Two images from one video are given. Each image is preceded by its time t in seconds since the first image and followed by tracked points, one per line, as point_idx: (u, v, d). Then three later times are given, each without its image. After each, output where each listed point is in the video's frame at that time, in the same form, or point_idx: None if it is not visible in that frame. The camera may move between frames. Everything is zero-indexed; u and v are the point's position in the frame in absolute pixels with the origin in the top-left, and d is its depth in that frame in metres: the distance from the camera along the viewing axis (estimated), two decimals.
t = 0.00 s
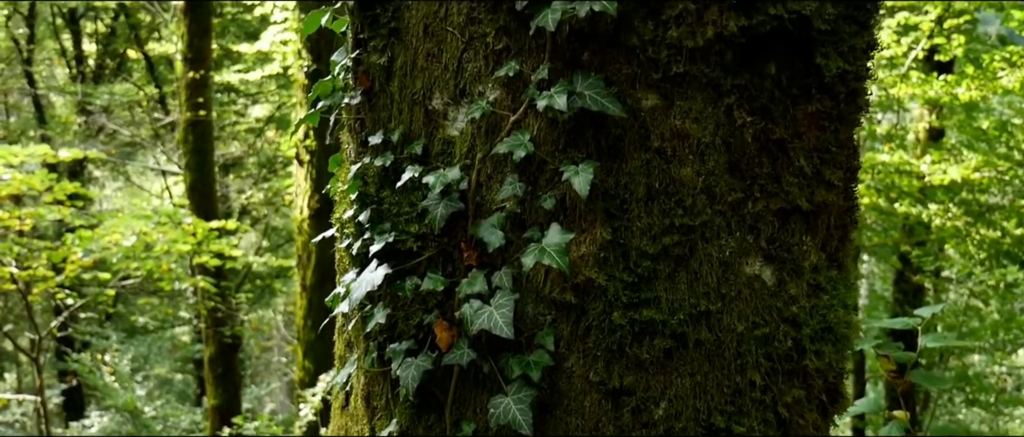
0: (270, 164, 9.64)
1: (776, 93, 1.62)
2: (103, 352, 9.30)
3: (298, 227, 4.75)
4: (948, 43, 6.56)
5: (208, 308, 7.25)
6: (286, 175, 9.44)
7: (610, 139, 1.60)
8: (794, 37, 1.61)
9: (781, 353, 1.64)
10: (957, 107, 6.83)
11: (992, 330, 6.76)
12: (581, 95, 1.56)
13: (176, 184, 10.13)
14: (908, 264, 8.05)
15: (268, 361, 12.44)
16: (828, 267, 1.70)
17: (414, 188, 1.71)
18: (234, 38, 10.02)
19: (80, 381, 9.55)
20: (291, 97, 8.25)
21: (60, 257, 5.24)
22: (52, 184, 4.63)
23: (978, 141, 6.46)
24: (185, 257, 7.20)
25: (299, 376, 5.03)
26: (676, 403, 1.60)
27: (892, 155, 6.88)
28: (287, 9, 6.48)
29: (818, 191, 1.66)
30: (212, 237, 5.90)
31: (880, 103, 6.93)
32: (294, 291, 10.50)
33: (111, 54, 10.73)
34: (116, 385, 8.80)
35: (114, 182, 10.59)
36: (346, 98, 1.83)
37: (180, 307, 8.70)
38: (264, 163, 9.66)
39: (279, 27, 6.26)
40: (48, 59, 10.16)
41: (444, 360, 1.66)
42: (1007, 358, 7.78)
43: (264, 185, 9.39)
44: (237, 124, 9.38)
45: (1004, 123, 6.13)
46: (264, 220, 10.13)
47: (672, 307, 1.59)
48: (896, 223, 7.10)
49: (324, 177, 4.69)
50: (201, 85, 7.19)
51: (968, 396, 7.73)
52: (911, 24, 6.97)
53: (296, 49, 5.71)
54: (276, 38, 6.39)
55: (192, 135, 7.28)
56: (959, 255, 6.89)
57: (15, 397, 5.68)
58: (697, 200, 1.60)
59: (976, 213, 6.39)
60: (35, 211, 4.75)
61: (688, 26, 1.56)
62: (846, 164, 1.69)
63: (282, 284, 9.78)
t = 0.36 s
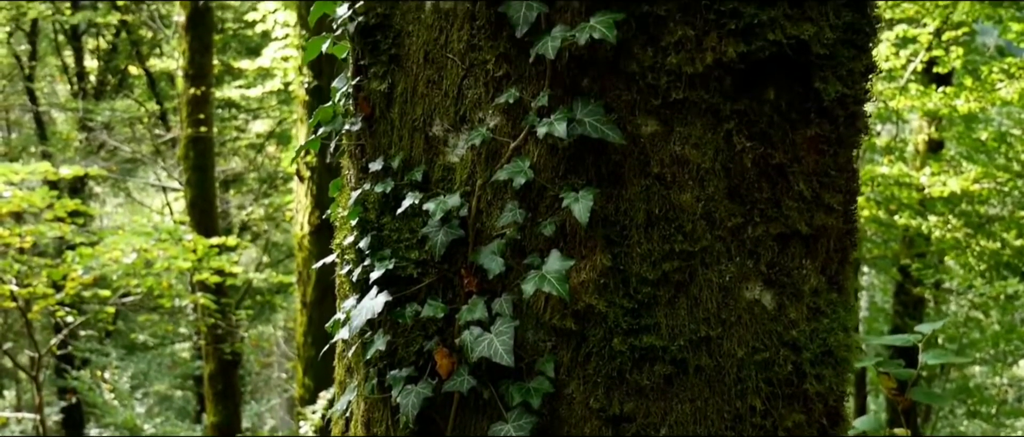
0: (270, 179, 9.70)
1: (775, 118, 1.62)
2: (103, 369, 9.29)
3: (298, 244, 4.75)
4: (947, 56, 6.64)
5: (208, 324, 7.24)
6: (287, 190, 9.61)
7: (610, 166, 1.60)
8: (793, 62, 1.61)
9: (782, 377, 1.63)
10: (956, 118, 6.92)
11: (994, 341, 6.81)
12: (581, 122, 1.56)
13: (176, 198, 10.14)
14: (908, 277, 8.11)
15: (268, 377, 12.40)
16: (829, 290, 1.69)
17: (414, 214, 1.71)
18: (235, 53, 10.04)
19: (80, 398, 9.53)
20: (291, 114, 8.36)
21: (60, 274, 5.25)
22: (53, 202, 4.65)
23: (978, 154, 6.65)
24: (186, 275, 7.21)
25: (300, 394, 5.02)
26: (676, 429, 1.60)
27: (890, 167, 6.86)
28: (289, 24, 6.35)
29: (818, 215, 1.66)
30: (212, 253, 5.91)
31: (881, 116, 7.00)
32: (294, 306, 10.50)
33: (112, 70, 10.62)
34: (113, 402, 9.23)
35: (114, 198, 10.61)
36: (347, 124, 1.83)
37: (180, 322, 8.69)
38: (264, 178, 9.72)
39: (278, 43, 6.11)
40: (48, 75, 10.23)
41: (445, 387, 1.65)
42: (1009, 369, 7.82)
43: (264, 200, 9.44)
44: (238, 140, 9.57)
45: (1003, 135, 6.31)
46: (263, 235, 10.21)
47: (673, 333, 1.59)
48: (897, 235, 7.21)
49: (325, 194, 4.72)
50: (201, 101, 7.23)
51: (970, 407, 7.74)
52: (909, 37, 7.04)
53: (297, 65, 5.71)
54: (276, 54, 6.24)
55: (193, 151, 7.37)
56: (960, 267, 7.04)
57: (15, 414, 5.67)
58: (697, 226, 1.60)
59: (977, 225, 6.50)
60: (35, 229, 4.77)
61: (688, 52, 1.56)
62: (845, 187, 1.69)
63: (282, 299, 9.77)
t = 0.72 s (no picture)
0: (270, 199, 9.93)
1: (775, 148, 1.61)
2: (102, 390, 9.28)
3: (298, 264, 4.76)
4: (946, 77, 6.70)
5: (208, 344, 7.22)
6: (287, 210, 9.72)
7: (610, 195, 1.60)
8: (793, 91, 1.61)
9: (783, 408, 1.62)
10: (956, 139, 7.04)
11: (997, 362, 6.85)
12: (581, 152, 1.55)
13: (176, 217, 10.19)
14: (910, 298, 8.18)
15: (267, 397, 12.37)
16: (830, 319, 1.68)
17: (414, 243, 1.70)
18: (235, 73, 10.23)
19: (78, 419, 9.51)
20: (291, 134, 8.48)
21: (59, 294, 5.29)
22: (53, 221, 4.70)
23: (978, 175, 6.78)
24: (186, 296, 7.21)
25: (299, 416, 5.01)
26: None
27: (890, 187, 6.84)
28: (288, 46, 6.48)
29: (819, 244, 1.65)
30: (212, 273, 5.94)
31: (881, 137, 7.07)
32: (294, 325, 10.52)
33: (114, 89, 10.93)
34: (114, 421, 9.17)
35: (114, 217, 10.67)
36: (347, 153, 1.82)
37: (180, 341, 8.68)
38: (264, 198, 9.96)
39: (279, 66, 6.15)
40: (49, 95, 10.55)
41: (445, 417, 1.64)
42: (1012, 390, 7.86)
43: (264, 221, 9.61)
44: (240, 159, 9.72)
45: (1004, 156, 6.47)
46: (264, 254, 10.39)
47: (674, 363, 1.59)
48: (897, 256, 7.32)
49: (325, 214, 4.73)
50: (202, 121, 7.28)
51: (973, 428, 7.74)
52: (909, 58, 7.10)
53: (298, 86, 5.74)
54: (277, 75, 6.37)
55: (194, 171, 7.43)
56: (960, 288, 7.18)
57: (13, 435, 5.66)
58: (697, 255, 1.59)
59: (978, 245, 6.59)
60: (36, 248, 4.83)
61: (688, 83, 1.56)
62: (845, 216, 1.68)
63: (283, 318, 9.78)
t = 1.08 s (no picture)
0: (269, 218, 10.21)
1: (775, 178, 1.61)
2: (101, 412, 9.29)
3: (298, 285, 4.79)
4: (942, 97, 6.80)
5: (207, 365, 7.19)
6: (286, 231, 9.73)
7: (610, 227, 1.59)
8: (792, 123, 1.60)
9: None
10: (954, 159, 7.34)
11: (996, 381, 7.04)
12: (581, 184, 1.55)
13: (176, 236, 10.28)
14: (909, 317, 8.48)
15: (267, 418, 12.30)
16: (830, 348, 1.67)
17: (414, 274, 1.70)
18: (236, 93, 10.44)
19: None
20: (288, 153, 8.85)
21: (59, 317, 5.34)
22: (54, 243, 4.80)
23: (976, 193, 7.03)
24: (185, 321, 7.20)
25: None
26: None
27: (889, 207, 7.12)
28: (288, 68, 6.50)
29: (819, 274, 1.65)
30: (211, 295, 5.99)
31: (878, 157, 7.21)
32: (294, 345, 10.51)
33: (116, 111, 11.24)
34: None
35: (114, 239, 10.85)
36: (348, 183, 1.83)
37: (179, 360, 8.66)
38: (265, 219, 10.26)
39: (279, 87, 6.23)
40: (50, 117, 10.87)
41: None
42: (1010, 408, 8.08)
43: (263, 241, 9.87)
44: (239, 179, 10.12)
45: (1001, 175, 6.66)
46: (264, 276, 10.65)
47: (675, 395, 1.58)
48: (896, 274, 7.55)
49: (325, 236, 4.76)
50: (203, 143, 7.63)
51: None
52: (904, 77, 7.21)
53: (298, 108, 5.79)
54: (277, 96, 6.44)
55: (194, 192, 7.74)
56: (960, 307, 7.51)
57: None
58: (697, 286, 1.59)
59: (977, 264, 6.87)
60: (36, 270, 4.91)
61: (687, 114, 1.56)
62: (845, 245, 1.68)
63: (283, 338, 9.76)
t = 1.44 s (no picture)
0: (270, 241, 10.78)
1: (776, 210, 1.60)
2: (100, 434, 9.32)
3: (298, 309, 4.84)
4: (944, 117, 6.81)
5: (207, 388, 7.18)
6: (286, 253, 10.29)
7: (611, 260, 1.59)
8: (792, 155, 1.60)
9: None
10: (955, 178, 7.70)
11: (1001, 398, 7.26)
12: (581, 218, 1.55)
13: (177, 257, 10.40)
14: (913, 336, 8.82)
15: None
16: (833, 380, 1.65)
17: (413, 308, 1.70)
18: (237, 117, 10.89)
19: None
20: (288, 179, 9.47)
21: (59, 341, 5.43)
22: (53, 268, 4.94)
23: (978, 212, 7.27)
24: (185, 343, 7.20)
25: None
26: None
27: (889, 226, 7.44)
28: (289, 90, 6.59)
29: (821, 306, 1.63)
30: (211, 319, 6.05)
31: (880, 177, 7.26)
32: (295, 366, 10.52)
33: (116, 135, 11.77)
34: None
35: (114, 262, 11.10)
36: (347, 217, 1.83)
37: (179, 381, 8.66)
38: (266, 240, 10.86)
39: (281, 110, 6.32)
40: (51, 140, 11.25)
41: None
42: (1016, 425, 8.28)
43: (264, 264, 10.39)
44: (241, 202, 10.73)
45: (1003, 194, 6.99)
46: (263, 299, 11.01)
47: (676, 429, 1.57)
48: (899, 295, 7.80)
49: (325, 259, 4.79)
50: (203, 167, 8.17)
51: None
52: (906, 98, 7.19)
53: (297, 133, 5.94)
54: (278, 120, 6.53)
55: (195, 215, 8.22)
56: (962, 325, 7.79)
57: None
58: (698, 320, 1.58)
59: (979, 283, 7.21)
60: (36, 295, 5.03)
61: (687, 148, 1.56)
62: (847, 276, 1.66)
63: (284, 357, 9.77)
